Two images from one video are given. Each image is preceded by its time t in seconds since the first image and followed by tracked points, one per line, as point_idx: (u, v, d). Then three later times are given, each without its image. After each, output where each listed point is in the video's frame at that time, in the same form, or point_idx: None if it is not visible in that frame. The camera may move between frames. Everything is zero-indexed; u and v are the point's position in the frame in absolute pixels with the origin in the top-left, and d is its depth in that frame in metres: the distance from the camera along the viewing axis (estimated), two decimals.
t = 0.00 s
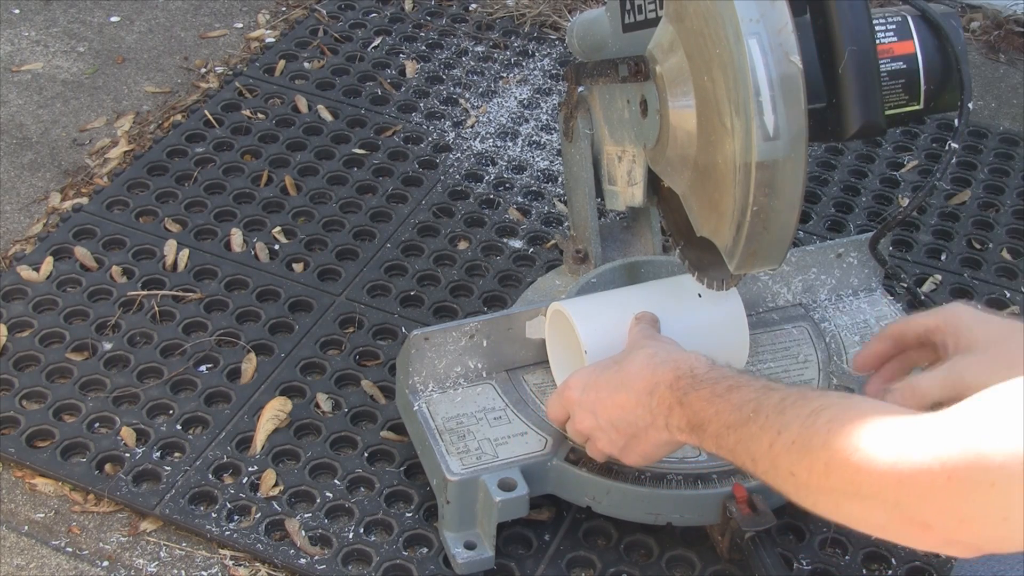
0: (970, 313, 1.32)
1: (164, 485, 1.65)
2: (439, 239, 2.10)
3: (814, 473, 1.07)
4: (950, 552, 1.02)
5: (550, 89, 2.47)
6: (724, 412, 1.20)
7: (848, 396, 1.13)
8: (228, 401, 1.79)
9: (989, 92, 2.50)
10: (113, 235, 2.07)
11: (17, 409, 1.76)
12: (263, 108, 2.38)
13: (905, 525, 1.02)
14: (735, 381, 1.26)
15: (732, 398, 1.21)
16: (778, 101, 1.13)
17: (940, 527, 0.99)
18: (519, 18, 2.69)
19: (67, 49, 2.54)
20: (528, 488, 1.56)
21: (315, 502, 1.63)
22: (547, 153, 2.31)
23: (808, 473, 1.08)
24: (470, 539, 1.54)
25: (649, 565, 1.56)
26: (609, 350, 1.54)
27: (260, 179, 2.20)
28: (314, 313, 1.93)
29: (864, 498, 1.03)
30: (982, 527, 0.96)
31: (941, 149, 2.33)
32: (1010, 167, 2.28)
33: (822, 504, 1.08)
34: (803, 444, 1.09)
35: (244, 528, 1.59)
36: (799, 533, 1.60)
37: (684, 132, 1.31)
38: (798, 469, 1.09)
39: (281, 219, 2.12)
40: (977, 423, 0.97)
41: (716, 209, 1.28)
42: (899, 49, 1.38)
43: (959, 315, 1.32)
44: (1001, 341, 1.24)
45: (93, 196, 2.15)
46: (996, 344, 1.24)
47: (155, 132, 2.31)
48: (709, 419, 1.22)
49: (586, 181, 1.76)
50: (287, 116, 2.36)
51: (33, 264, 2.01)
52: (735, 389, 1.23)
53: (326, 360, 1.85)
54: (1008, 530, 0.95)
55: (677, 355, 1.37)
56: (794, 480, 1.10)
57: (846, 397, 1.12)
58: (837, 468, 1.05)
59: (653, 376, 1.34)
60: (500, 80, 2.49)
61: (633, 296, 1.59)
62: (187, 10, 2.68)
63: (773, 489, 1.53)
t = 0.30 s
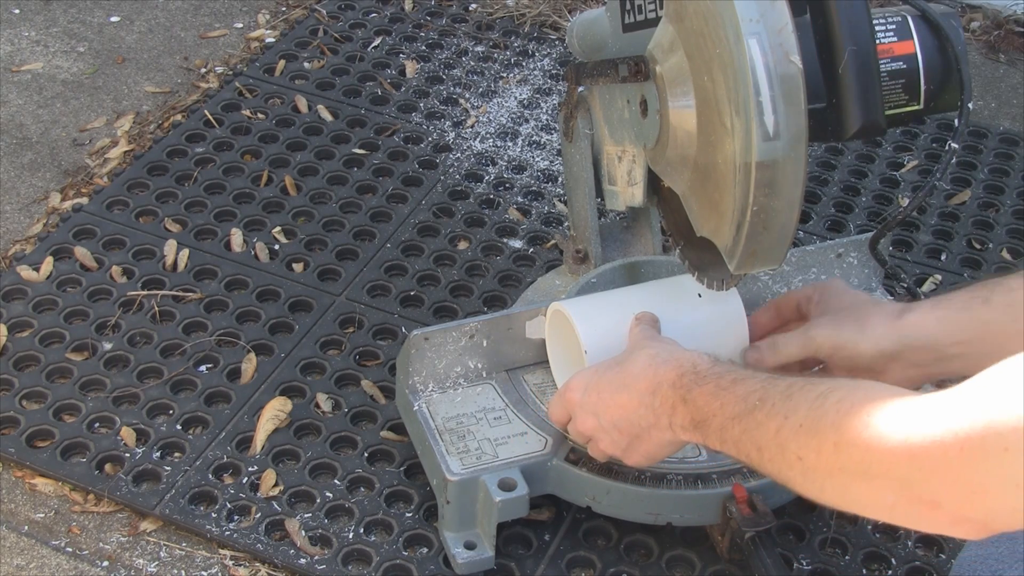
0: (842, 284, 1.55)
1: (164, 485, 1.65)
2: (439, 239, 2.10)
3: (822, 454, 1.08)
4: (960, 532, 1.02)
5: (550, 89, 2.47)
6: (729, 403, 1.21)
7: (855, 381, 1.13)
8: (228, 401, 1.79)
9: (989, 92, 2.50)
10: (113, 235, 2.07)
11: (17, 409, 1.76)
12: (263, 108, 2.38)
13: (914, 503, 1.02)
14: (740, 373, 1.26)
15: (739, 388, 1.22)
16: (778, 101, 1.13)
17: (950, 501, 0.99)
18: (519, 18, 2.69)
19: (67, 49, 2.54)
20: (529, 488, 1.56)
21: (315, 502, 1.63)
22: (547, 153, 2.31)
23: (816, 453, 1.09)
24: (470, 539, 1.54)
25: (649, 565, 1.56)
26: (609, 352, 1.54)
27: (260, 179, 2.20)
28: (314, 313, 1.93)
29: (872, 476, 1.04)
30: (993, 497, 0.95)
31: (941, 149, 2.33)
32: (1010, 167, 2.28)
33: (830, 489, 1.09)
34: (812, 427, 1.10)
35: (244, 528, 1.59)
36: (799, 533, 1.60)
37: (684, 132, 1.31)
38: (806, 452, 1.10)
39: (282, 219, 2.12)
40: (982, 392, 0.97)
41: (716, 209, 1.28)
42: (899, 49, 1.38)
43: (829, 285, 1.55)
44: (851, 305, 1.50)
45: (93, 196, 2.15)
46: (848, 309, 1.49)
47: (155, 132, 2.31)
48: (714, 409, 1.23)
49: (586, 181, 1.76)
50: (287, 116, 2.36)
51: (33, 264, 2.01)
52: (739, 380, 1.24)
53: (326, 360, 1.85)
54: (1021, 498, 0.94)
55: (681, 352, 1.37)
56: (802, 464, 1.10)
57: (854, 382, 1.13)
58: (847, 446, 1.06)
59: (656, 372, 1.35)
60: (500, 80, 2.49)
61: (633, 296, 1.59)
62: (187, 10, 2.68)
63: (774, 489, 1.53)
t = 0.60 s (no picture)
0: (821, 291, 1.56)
1: (164, 485, 1.65)
2: (439, 239, 2.10)
3: (822, 451, 1.08)
4: (960, 527, 1.02)
5: (550, 89, 2.47)
6: (728, 403, 1.21)
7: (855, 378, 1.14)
8: (228, 401, 1.79)
9: (989, 92, 2.50)
10: (113, 235, 2.07)
11: (17, 409, 1.76)
12: (263, 108, 2.38)
13: (913, 497, 1.02)
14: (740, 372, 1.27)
15: (739, 386, 1.22)
16: (779, 101, 1.13)
17: (949, 494, 0.99)
18: (519, 18, 2.69)
19: (67, 49, 2.54)
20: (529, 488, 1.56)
21: (315, 502, 1.63)
22: (547, 153, 2.31)
23: (815, 449, 1.09)
24: (470, 539, 1.54)
25: (649, 565, 1.56)
26: (609, 351, 1.54)
27: (260, 179, 2.20)
28: (314, 313, 1.93)
29: (871, 472, 1.04)
30: (993, 487, 0.96)
31: (941, 149, 2.33)
32: (1010, 166, 2.28)
33: (829, 485, 1.09)
34: (811, 423, 1.10)
35: (244, 528, 1.59)
36: (799, 533, 1.60)
37: (684, 132, 1.31)
38: (806, 448, 1.10)
39: (282, 219, 2.12)
40: (979, 382, 0.98)
41: (716, 209, 1.28)
42: (899, 49, 1.38)
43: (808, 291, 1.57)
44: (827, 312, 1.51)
45: (93, 196, 2.15)
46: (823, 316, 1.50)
47: (155, 132, 2.31)
48: (713, 408, 1.23)
49: (586, 181, 1.76)
50: (287, 116, 2.36)
51: (33, 264, 2.01)
52: (739, 379, 1.24)
53: (326, 360, 1.85)
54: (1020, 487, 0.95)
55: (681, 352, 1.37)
56: (801, 461, 1.10)
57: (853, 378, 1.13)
58: (847, 439, 1.06)
59: (656, 374, 1.35)
60: (500, 80, 2.49)
61: (633, 296, 1.59)
62: (187, 10, 2.68)
63: (774, 489, 1.53)
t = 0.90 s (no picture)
0: (814, 289, 1.55)
1: (164, 485, 1.65)
2: (439, 239, 2.10)
3: (829, 448, 1.09)
4: (962, 528, 1.02)
5: (550, 89, 2.47)
6: (736, 400, 1.21)
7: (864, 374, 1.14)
8: (228, 401, 1.79)
9: (989, 92, 2.50)
10: (113, 235, 2.07)
11: (17, 409, 1.76)
12: (263, 108, 2.38)
13: (915, 496, 1.02)
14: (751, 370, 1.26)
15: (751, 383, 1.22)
16: (779, 101, 1.13)
17: (954, 492, 0.99)
18: (519, 18, 2.69)
19: (67, 49, 2.54)
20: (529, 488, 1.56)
21: (315, 502, 1.63)
22: (547, 153, 2.31)
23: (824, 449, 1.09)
24: (470, 539, 1.54)
25: (649, 565, 1.56)
26: (609, 349, 1.54)
27: (260, 179, 2.20)
28: (314, 313, 1.93)
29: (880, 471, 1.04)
30: (993, 486, 0.96)
31: (941, 149, 2.33)
32: (1010, 166, 2.28)
33: (835, 481, 1.09)
34: (820, 417, 1.10)
35: (244, 528, 1.59)
36: (799, 532, 1.60)
37: (684, 133, 1.31)
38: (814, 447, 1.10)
39: (282, 219, 2.12)
40: (982, 381, 0.98)
41: (716, 209, 1.28)
42: (899, 49, 1.38)
43: (800, 289, 1.56)
44: (819, 313, 1.50)
45: (93, 196, 2.15)
46: (815, 317, 1.50)
47: (155, 132, 2.31)
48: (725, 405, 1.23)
49: (586, 181, 1.76)
50: (287, 116, 2.36)
51: (33, 264, 2.01)
52: (751, 377, 1.24)
53: (326, 360, 1.85)
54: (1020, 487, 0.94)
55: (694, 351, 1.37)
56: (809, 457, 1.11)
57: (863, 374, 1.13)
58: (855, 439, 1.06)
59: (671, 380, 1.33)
60: (500, 80, 2.49)
61: (633, 296, 1.59)
62: (187, 10, 2.68)
63: (774, 489, 1.53)
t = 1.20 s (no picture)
0: (811, 285, 1.51)
1: (164, 485, 1.65)
2: (439, 239, 2.10)
3: None
4: None
5: (550, 89, 2.47)
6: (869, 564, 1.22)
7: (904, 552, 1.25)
8: (228, 401, 1.79)
9: (989, 92, 2.50)
10: (113, 235, 2.07)
11: (17, 409, 1.76)
12: (263, 108, 2.38)
13: None
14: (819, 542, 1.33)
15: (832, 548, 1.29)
16: (779, 101, 1.13)
17: None
18: (519, 18, 2.70)
19: (67, 49, 2.54)
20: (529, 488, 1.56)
21: (315, 501, 1.63)
22: (547, 153, 2.31)
23: None
24: (470, 539, 1.54)
25: (649, 565, 1.56)
26: (610, 350, 1.54)
27: (260, 179, 2.20)
28: (314, 313, 1.93)
29: None
30: None
31: (941, 149, 2.33)
32: (1010, 166, 2.28)
33: None
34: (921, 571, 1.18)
35: (244, 528, 1.59)
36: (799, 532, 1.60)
37: (684, 133, 1.31)
38: None
39: (282, 219, 2.12)
40: None
41: (716, 210, 1.28)
42: (899, 49, 1.39)
43: (797, 286, 1.52)
44: (815, 311, 1.46)
45: (93, 196, 2.15)
46: (811, 315, 1.46)
47: (155, 132, 2.31)
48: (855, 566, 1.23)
49: (586, 181, 1.76)
50: (287, 116, 2.36)
51: (33, 264, 2.01)
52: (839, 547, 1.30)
53: (326, 360, 1.85)
54: None
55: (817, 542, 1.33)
56: None
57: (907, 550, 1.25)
58: None
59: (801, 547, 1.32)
60: (500, 80, 2.49)
61: (634, 296, 1.59)
62: (187, 10, 2.68)
63: (774, 490, 1.53)
